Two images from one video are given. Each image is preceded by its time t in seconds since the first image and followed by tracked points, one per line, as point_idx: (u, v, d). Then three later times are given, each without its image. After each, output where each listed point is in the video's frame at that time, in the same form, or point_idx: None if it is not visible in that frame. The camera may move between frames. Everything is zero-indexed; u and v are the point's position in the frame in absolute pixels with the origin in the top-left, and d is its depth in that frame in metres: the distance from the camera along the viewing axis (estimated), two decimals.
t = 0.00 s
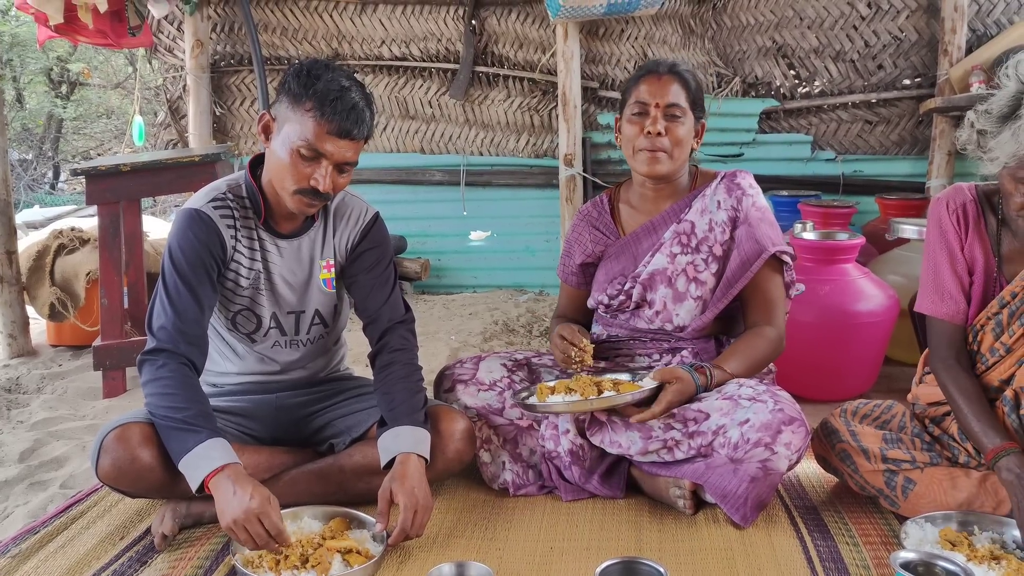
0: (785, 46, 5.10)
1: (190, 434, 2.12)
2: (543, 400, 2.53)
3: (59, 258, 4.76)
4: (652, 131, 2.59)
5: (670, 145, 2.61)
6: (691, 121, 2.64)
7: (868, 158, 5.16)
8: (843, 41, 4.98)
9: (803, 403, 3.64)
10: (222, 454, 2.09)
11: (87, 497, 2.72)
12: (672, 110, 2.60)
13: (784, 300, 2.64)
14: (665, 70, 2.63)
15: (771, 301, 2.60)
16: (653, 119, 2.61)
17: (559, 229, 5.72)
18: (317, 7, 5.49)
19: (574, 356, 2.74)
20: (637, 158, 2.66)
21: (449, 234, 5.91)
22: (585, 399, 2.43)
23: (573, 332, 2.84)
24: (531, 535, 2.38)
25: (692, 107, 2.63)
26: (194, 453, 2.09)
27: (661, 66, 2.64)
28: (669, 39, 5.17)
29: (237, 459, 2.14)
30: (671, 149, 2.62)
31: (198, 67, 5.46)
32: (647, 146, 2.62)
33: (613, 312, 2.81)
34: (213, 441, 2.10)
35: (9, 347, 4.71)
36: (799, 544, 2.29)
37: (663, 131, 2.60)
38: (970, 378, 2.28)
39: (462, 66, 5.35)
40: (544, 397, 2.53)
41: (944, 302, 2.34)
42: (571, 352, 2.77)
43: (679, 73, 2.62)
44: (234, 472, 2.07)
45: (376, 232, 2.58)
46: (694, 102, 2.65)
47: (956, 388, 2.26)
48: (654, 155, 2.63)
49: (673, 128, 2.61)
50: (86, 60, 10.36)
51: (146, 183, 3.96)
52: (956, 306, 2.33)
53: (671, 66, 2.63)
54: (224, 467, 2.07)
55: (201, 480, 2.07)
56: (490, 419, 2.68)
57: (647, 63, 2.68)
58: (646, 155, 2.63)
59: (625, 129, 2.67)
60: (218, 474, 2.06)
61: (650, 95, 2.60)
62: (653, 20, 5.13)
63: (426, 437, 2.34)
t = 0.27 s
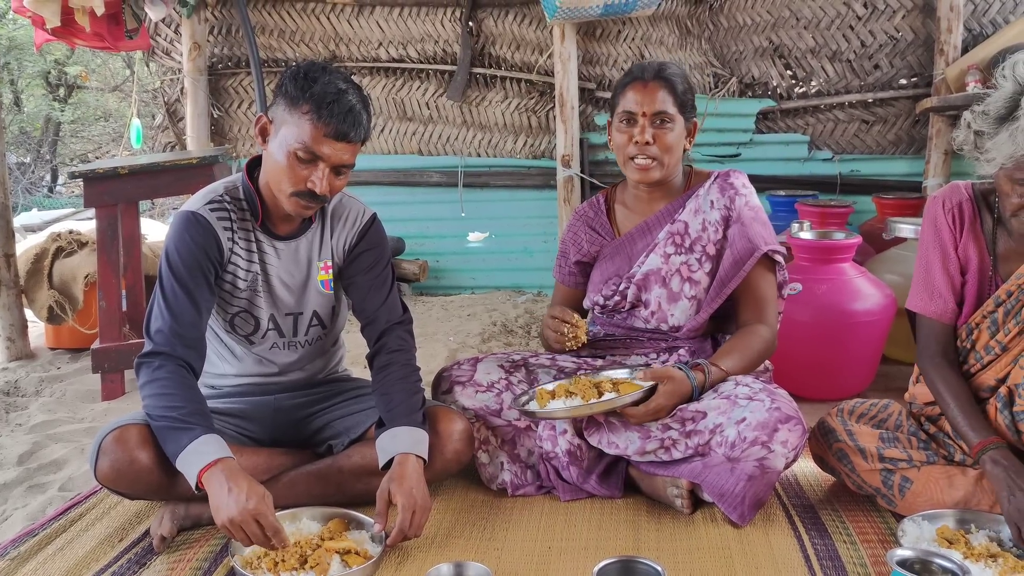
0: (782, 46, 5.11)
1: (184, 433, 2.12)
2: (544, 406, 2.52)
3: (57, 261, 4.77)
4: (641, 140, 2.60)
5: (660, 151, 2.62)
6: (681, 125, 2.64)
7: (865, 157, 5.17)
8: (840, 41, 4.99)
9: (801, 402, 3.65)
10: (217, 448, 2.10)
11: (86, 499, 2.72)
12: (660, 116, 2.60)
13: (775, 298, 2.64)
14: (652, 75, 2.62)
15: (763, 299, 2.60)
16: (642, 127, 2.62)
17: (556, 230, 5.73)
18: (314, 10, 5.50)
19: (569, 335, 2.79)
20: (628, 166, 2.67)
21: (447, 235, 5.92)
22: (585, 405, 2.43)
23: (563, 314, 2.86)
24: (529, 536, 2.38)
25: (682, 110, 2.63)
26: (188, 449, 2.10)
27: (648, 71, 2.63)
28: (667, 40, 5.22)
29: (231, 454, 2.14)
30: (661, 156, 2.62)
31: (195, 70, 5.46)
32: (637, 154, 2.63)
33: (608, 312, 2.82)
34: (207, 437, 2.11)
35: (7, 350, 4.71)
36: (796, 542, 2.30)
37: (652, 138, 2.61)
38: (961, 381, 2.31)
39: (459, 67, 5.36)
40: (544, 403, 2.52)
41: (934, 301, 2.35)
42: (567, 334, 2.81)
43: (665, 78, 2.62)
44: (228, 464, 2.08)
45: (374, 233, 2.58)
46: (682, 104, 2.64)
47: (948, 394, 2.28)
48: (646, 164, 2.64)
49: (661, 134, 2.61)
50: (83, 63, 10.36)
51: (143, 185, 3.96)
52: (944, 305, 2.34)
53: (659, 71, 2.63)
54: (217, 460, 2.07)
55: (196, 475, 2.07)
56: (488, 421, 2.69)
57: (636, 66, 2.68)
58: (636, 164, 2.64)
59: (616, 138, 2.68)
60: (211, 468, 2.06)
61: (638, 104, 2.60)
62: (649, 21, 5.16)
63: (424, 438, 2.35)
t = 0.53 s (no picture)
0: (777, 45, 5.12)
1: (168, 427, 2.12)
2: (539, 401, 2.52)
3: (53, 262, 4.76)
4: (633, 142, 2.61)
5: (652, 153, 2.63)
6: (674, 125, 2.64)
7: (861, 156, 5.18)
8: (835, 40, 5.00)
9: (797, 400, 3.65)
10: (199, 436, 2.10)
11: (82, 500, 2.72)
12: (653, 117, 2.60)
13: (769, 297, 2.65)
14: (643, 74, 2.62)
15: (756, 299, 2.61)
16: (634, 128, 2.62)
17: (553, 230, 5.73)
18: (310, 10, 5.50)
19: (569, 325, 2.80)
20: (622, 168, 2.67)
21: (444, 235, 5.92)
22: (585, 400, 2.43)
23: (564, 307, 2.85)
24: (526, 534, 2.39)
25: (674, 111, 2.63)
26: (174, 442, 2.10)
27: (638, 72, 2.63)
28: (662, 39, 5.21)
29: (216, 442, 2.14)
30: (654, 157, 2.63)
31: (191, 70, 5.46)
32: (631, 156, 2.63)
33: (604, 313, 2.83)
34: (189, 428, 2.11)
35: (4, 351, 4.71)
36: (792, 540, 2.30)
37: (644, 140, 2.61)
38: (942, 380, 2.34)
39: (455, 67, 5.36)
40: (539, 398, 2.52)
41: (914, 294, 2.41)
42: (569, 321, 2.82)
43: (657, 78, 2.61)
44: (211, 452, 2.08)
45: (370, 233, 2.58)
46: (675, 104, 2.64)
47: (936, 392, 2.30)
48: (639, 164, 2.64)
49: (654, 135, 2.61)
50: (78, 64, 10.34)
51: (138, 185, 3.96)
52: (924, 298, 2.40)
53: (651, 71, 2.63)
54: (200, 447, 2.08)
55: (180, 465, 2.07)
56: (485, 420, 2.70)
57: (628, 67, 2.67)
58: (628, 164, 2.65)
59: (609, 139, 2.68)
60: (190, 457, 2.06)
61: (630, 106, 2.60)
62: (645, 20, 5.16)
63: (421, 437, 2.35)
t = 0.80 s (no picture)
0: (774, 45, 5.13)
1: (169, 428, 2.12)
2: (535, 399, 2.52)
3: (50, 263, 4.76)
4: (628, 150, 2.61)
5: (647, 160, 2.63)
6: (668, 131, 2.64)
7: (858, 156, 5.19)
8: (831, 40, 5.01)
9: (794, 399, 3.66)
10: (206, 434, 2.11)
11: (80, 500, 2.72)
12: (646, 126, 2.60)
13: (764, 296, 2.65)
14: (637, 81, 2.61)
15: (752, 298, 2.61)
16: (628, 137, 2.62)
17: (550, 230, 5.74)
18: (307, 10, 5.50)
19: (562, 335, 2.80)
20: (618, 174, 2.68)
21: (441, 235, 5.92)
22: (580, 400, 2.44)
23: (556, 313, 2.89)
24: (524, 534, 2.39)
25: (668, 117, 2.63)
26: (178, 443, 2.10)
27: (633, 78, 2.62)
28: (659, 39, 5.22)
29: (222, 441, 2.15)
30: (649, 165, 2.64)
31: (188, 70, 5.46)
32: (626, 163, 2.64)
33: (602, 313, 2.83)
34: (194, 427, 2.12)
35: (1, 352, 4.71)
36: (789, 539, 2.31)
37: (638, 148, 2.62)
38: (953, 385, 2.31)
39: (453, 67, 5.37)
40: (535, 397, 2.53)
41: (918, 296, 2.39)
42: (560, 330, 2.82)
43: (651, 83, 2.60)
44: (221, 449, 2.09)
45: (367, 232, 2.59)
46: (669, 108, 2.63)
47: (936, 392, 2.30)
48: (635, 172, 2.65)
49: (648, 143, 2.62)
50: (76, 64, 10.33)
51: (135, 186, 3.96)
52: (927, 299, 2.38)
53: (646, 77, 2.61)
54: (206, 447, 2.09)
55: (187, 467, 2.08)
56: (483, 419, 2.71)
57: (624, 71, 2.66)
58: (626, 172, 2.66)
59: (604, 146, 2.69)
60: (200, 456, 2.08)
61: (624, 114, 2.60)
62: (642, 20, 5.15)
63: (419, 437, 2.35)
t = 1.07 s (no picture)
0: (770, 44, 5.14)
1: (175, 428, 2.12)
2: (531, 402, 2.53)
3: (46, 262, 4.75)
4: (620, 170, 2.60)
5: (641, 175, 2.63)
6: (660, 141, 2.61)
7: (854, 155, 5.20)
8: (828, 39, 5.02)
9: (790, 398, 3.67)
10: (213, 438, 2.11)
11: (75, 499, 2.71)
12: (637, 144, 2.58)
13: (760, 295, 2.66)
14: (626, 96, 2.56)
15: (748, 296, 2.62)
16: (620, 155, 2.61)
17: (547, 228, 5.74)
18: (304, 9, 5.50)
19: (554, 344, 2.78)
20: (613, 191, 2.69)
21: (438, 234, 5.92)
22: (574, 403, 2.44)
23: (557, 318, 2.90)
24: (520, 532, 2.39)
25: (659, 128, 2.60)
26: (181, 444, 2.09)
27: (623, 89, 2.57)
28: (655, 38, 5.22)
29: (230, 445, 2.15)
30: (643, 180, 2.64)
31: (184, 69, 5.45)
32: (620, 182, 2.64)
33: (598, 310, 2.84)
34: (201, 429, 2.12)
35: None
36: (785, 537, 2.31)
37: (631, 165, 2.60)
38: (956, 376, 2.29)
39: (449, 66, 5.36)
40: (531, 400, 2.53)
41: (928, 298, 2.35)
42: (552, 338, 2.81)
43: (639, 101, 2.55)
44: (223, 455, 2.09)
45: (364, 231, 2.59)
46: (658, 120, 2.58)
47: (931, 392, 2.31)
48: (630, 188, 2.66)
49: (641, 160, 2.60)
50: (72, 63, 10.32)
51: (131, 185, 3.96)
52: (940, 302, 2.34)
53: (634, 92, 2.56)
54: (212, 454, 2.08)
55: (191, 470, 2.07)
56: (479, 418, 2.71)
57: (613, 78, 2.61)
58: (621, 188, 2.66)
59: (597, 163, 2.69)
60: (206, 462, 2.07)
61: (613, 133, 2.57)
62: (639, 19, 5.16)
63: (415, 436, 2.35)
